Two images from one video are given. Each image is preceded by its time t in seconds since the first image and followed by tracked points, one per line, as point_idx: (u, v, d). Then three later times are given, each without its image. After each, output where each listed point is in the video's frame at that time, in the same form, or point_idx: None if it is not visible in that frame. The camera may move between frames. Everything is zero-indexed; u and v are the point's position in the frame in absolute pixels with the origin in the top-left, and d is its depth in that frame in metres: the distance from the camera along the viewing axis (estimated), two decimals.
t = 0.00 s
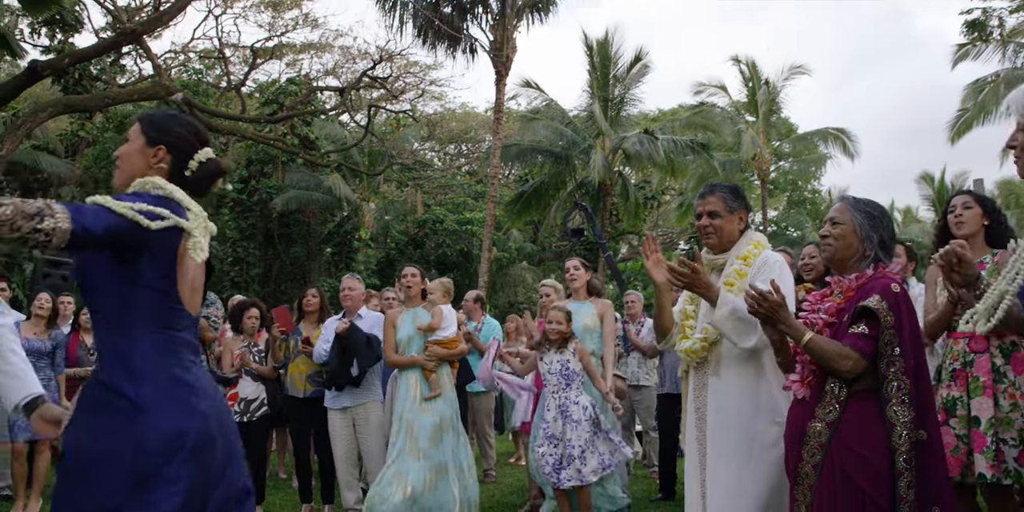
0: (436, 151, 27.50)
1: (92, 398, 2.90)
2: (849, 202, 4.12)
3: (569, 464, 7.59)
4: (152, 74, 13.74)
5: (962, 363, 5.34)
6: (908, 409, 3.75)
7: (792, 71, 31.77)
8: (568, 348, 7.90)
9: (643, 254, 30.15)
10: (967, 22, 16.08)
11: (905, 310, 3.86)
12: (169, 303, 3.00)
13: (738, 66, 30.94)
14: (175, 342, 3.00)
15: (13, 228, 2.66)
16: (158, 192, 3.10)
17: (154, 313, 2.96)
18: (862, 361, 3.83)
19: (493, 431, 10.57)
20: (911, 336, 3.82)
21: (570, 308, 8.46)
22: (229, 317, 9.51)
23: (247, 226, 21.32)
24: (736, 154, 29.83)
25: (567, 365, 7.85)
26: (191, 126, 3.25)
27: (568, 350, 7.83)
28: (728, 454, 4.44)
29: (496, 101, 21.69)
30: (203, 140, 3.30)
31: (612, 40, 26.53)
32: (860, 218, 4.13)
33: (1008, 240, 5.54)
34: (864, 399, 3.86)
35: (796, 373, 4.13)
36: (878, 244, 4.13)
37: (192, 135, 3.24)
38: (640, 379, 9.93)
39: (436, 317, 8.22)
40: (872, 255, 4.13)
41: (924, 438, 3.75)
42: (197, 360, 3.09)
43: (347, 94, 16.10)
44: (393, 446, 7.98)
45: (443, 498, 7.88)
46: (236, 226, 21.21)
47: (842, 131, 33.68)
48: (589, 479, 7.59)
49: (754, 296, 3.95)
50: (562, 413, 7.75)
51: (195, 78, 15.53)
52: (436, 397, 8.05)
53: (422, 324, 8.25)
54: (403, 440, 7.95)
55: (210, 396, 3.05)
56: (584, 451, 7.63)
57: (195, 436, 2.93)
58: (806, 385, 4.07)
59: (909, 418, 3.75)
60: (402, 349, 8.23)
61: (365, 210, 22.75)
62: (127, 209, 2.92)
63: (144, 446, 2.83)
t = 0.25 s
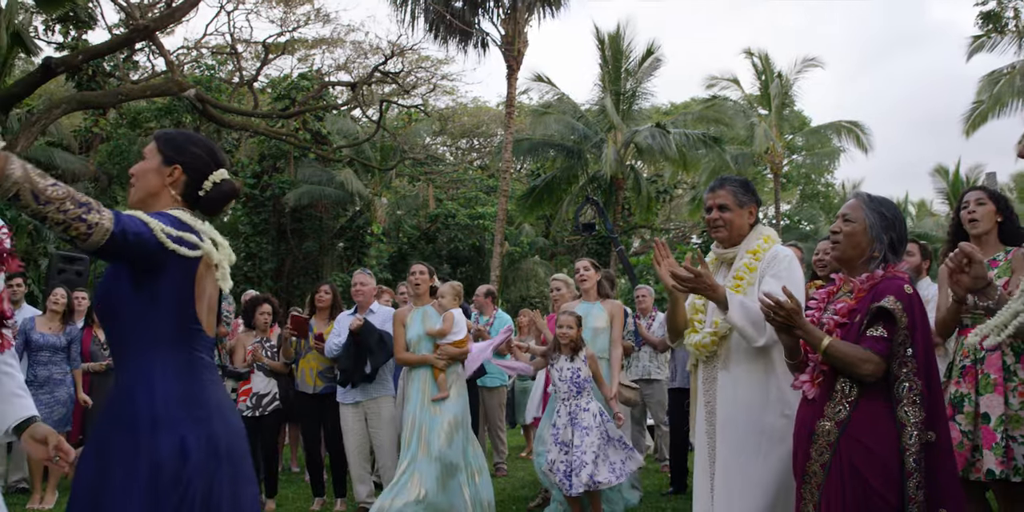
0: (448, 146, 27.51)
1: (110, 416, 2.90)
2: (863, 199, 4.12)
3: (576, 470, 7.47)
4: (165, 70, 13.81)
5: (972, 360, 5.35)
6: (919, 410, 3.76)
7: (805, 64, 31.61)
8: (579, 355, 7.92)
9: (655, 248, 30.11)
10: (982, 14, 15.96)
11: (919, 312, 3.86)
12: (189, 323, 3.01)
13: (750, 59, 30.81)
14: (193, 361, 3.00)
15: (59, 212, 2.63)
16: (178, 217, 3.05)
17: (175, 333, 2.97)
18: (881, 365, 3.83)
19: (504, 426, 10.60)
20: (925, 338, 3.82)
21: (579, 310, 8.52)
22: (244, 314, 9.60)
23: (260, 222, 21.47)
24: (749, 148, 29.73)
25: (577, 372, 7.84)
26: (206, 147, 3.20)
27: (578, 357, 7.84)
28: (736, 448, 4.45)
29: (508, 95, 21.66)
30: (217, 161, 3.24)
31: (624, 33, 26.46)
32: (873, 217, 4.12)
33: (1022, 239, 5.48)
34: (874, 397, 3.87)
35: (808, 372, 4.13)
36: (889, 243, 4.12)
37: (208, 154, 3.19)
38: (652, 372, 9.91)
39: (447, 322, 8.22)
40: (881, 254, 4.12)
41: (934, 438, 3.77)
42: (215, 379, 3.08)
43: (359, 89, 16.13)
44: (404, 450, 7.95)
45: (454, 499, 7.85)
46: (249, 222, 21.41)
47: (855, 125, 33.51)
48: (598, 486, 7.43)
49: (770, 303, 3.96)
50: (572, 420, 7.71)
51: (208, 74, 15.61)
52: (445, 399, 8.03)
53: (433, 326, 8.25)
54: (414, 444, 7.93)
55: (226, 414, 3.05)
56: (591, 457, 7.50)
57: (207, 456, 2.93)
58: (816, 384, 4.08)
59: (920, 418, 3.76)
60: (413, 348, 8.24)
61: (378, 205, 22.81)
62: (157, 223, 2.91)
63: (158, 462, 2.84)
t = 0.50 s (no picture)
0: (458, 139, 27.51)
1: (128, 400, 2.98)
2: (874, 194, 4.12)
3: (584, 458, 7.57)
4: (175, 65, 13.85)
5: (979, 349, 5.33)
6: (930, 403, 3.82)
7: (816, 56, 31.47)
8: (587, 344, 7.91)
9: (665, 241, 30.08)
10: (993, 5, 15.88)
11: (929, 306, 3.92)
12: (206, 310, 3.05)
13: (760, 52, 30.70)
14: (211, 348, 3.04)
15: (86, 192, 2.78)
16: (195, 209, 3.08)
17: (191, 321, 3.02)
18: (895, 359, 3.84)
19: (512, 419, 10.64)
20: (935, 332, 3.88)
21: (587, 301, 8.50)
22: (252, 306, 9.67)
23: (270, 215, 21.53)
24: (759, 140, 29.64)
25: (585, 361, 7.84)
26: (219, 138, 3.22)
27: (587, 346, 7.83)
28: (745, 440, 4.47)
29: (517, 89, 21.65)
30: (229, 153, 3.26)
31: (633, 26, 26.39)
32: (882, 213, 4.13)
33: None
34: (884, 390, 3.90)
35: (813, 366, 4.11)
36: (896, 239, 4.12)
37: (220, 145, 3.21)
38: (660, 366, 9.91)
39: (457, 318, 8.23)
40: (888, 250, 4.12)
41: (943, 431, 3.83)
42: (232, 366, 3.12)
43: (368, 82, 16.12)
44: (414, 439, 7.99)
45: (459, 493, 7.87)
46: (259, 215, 21.47)
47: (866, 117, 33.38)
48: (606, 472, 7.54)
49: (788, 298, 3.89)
50: (579, 407, 7.77)
51: (218, 68, 15.67)
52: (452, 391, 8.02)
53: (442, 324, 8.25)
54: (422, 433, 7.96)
55: (241, 402, 3.09)
56: (599, 444, 7.59)
57: (218, 443, 2.98)
58: (822, 378, 4.06)
59: (931, 412, 3.82)
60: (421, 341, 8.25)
61: (387, 198, 22.85)
62: (178, 211, 3.00)
63: (168, 449, 2.91)
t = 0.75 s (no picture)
0: (465, 133, 27.50)
1: (137, 363, 2.97)
2: (878, 184, 4.12)
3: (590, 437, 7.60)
4: (183, 59, 13.89)
5: (982, 337, 5.48)
6: (939, 392, 3.83)
7: (824, 48, 31.34)
8: (593, 323, 7.90)
9: (672, 234, 30.04)
10: None
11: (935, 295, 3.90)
12: (216, 274, 3.04)
13: (768, 44, 30.59)
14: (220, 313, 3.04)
15: (98, 165, 2.76)
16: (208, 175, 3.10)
17: (201, 286, 3.01)
18: (902, 348, 3.84)
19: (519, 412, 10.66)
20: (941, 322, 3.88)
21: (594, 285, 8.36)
22: (260, 299, 9.72)
23: (277, 209, 21.55)
24: (767, 133, 29.57)
25: (589, 340, 7.84)
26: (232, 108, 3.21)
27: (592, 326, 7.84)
28: (750, 433, 4.48)
29: (524, 82, 21.62)
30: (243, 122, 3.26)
31: (641, 19, 26.32)
32: (886, 203, 4.13)
33: None
34: (892, 380, 3.90)
35: (817, 354, 4.13)
36: (900, 230, 4.13)
37: (233, 116, 3.21)
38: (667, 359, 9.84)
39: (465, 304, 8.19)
40: (892, 241, 4.14)
41: (949, 421, 3.84)
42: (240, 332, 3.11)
43: (375, 76, 16.12)
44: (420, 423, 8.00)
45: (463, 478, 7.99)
46: (267, 209, 21.49)
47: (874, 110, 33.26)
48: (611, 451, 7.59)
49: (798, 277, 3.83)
50: (583, 386, 7.78)
51: (225, 62, 15.70)
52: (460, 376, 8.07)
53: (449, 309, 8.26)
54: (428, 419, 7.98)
55: (248, 368, 3.08)
56: (604, 424, 7.61)
57: (225, 408, 2.96)
58: (828, 367, 4.08)
59: (940, 401, 3.82)
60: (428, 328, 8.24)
61: (395, 192, 22.88)
62: (189, 178, 2.99)
63: (176, 409, 2.89)
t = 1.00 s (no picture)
0: (470, 126, 27.48)
1: (142, 346, 2.97)
2: (877, 174, 4.13)
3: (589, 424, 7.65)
4: (189, 53, 13.90)
5: (984, 332, 5.49)
6: (944, 379, 3.86)
7: (831, 41, 31.22)
8: (596, 310, 7.94)
9: (678, 228, 30.01)
10: None
11: (936, 283, 3.93)
12: (222, 251, 3.02)
13: (774, 37, 30.49)
14: (226, 291, 3.02)
15: (104, 157, 2.80)
16: (217, 153, 3.11)
17: (204, 264, 2.99)
18: (903, 333, 3.85)
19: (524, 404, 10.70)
20: (942, 309, 3.91)
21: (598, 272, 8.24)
22: (266, 292, 9.75)
23: (283, 202, 21.57)
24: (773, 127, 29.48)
25: (592, 326, 7.89)
26: (241, 82, 3.21)
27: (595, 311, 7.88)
28: (752, 425, 4.49)
29: (530, 76, 21.58)
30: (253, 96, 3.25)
31: (647, 12, 26.24)
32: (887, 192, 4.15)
33: None
34: (896, 367, 3.91)
35: (820, 341, 4.14)
36: (901, 219, 4.14)
37: (241, 89, 3.20)
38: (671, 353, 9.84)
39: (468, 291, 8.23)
40: (893, 230, 4.15)
41: (953, 408, 3.87)
42: (248, 308, 3.09)
43: (381, 70, 16.09)
44: (425, 412, 8.07)
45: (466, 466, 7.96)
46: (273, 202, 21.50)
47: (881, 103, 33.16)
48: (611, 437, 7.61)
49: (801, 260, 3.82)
50: (586, 372, 7.83)
51: (231, 56, 15.72)
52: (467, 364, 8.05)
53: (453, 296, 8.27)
54: (433, 407, 8.04)
55: (256, 346, 3.05)
56: (603, 410, 7.65)
57: (230, 390, 2.95)
58: (831, 354, 4.09)
59: (944, 387, 3.85)
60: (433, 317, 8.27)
61: (400, 185, 22.89)
62: (192, 154, 3.00)
63: (178, 396, 2.88)
